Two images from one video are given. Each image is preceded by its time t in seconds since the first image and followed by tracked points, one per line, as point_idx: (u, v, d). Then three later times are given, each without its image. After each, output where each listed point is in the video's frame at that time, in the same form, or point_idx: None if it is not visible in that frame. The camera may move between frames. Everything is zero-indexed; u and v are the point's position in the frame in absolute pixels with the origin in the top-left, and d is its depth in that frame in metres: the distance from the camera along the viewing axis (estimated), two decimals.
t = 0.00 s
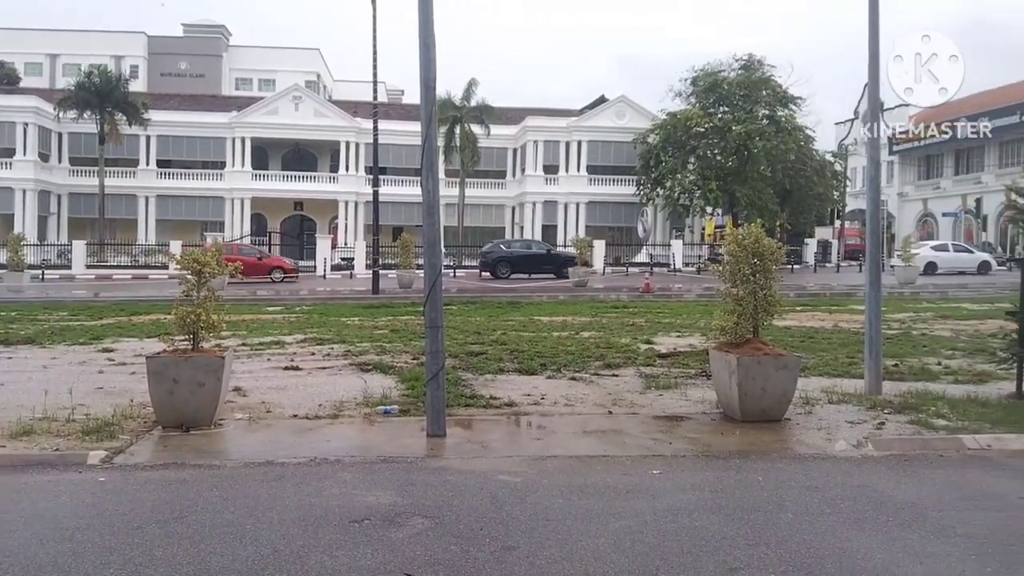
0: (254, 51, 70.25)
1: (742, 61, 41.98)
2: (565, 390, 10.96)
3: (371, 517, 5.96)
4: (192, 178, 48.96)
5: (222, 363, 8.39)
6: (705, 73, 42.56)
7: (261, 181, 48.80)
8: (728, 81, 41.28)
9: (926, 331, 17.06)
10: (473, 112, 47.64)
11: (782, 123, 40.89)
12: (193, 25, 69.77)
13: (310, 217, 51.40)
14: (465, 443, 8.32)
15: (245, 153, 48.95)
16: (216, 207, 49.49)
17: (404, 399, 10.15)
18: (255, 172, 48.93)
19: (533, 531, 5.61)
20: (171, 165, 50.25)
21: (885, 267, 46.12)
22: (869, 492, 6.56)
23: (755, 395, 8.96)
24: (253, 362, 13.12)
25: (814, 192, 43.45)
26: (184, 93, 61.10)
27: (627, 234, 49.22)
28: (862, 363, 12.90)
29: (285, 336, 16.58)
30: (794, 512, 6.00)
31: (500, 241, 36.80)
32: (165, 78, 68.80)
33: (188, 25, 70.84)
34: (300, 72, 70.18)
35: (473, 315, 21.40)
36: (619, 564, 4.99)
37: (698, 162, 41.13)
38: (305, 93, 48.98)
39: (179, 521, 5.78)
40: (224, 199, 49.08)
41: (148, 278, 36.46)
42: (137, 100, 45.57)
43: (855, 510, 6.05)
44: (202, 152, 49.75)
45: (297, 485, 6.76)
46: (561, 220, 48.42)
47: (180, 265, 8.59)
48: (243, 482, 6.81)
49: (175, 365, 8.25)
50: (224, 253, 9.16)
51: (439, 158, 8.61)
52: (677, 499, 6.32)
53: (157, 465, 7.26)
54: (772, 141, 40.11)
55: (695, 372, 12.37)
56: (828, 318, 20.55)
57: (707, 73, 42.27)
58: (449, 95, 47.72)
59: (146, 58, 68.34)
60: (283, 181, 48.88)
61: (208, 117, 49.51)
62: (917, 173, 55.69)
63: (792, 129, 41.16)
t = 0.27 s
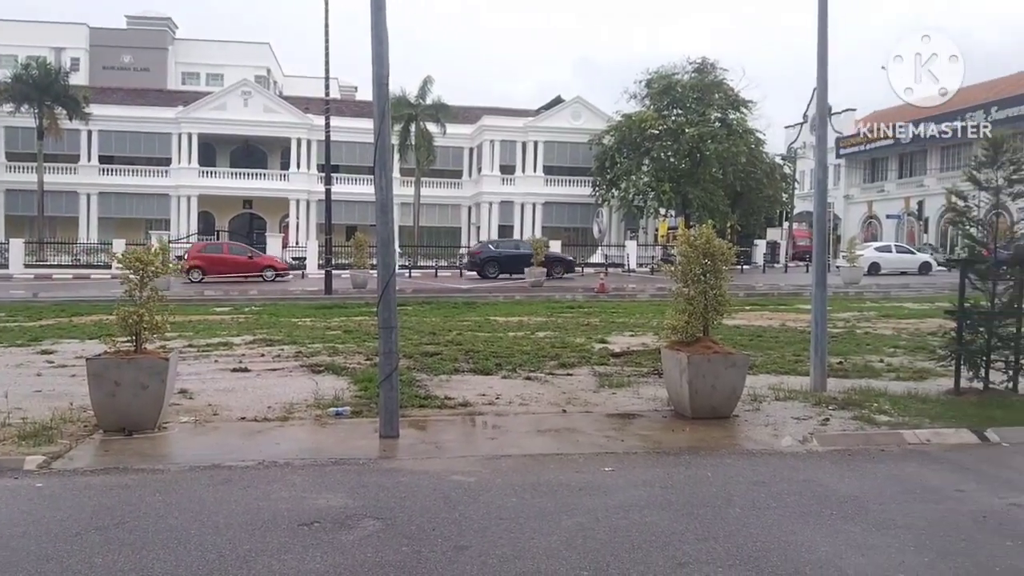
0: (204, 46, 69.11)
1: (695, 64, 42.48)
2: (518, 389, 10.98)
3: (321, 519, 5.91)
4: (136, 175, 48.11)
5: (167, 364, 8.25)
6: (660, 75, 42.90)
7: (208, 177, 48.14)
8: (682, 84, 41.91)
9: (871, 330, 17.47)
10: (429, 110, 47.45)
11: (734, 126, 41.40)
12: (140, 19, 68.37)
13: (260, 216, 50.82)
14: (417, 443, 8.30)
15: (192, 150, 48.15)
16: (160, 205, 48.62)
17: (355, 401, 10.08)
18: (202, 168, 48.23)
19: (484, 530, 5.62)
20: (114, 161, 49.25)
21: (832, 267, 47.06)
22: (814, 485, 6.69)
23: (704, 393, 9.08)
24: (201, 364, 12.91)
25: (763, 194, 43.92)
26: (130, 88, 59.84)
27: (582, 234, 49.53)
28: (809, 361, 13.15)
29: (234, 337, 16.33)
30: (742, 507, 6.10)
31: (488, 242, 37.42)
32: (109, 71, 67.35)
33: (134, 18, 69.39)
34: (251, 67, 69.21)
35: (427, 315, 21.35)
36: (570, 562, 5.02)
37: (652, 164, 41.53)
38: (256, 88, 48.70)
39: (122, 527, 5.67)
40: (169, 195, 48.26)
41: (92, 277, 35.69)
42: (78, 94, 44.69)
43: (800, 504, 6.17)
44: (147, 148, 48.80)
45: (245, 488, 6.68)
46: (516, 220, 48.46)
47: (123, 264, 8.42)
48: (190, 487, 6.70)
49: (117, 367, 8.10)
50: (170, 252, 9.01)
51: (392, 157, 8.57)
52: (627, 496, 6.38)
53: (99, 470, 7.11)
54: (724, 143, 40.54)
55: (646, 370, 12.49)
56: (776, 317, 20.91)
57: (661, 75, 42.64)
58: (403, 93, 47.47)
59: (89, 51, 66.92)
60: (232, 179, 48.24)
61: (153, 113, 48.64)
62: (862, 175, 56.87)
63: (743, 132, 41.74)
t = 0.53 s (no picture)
0: (141, 39, 67.47)
1: (638, 69, 42.95)
2: (460, 392, 10.91)
3: (253, 527, 5.77)
4: (67, 172, 46.64)
5: (94, 368, 7.99)
6: (603, 79, 43.34)
7: (144, 175, 47.08)
8: (625, 88, 42.30)
9: (807, 331, 17.82)
10: (373, 109, 47.07)
11: (675, 132, 41.92)
12: (74, 10, 66.48)
13: (199, 214, 49.91)
14: (355, 448, 8.17)
15: (128, 146, 46.96)
16: (94, 202, 47.27)
17: (293, 405, 9.90)
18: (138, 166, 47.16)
19: (422, 536, 5.54)
20: (45, 156, 47.65)
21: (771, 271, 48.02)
22: (750, 486, 6.76)
23: (644, 395, 9.13)
24: (132, 367, 12.55)
25: (704, 198, 44.05)
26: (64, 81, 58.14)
27: (527, 236, 49.75)
28: (747, 363, 13.36)
29: (169, 339, 15.93)
30: (679, 508, 6.14)
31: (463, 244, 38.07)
32: (41, 64, 65.32)
33: (68, 9, 67.42)
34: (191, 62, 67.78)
35: (370, 317, 21.13)
36: (507, 567, 4.98)
37: (597, 167, 41.94)
38: (194, 83, 47.57)
39: (42, 539, 5.45)
40: (103, 193, 46.95)
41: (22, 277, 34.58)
42: (7, 88, 42.74)
43: (736, 505, 6.23)
44: (79, 144, 47.33)
45: (174, 496, 6.49)
46: (462, 221, 48.35)
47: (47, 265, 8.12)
48: (117, 495, 6.49)
49: (41, 370, 7.81)
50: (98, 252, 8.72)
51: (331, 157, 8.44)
52: (566, 499, 6.36)
53: (20, 479, 6.84)
54: (666, 149, 41.10)
55: (589, 372, 12.54)
56: (716, 319, 21.21)
57: (605, 79, 43.22)
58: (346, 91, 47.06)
59: (18, 42, 64.92)
60: (170, 176, 47.32)
61: (87, 107, 47.21)
62: (798, 182, 58.09)
63: (684, 137, 42.23)
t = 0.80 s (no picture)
0: (60, 32, 65.05)
1: (569, 74, 43.28)
2: (384, 396, 10.70)
3: (159, 540, 5.48)
4: None
5: None
6: (535, 83, 43.74)
7: (63, 172, 45.29)
8: (556, 93, 42.72)
9: (731, 334, 18.12)
10: (301, 108, 46.33)
11: (606, 136, 42.29)
12: None
13: (119, 213, 48.26)
14: (274, 455, 7.89)
15: (44, 142, 45.08)
16: (8, 199, 45.21)
17: (210, 410, 9.54)
18: (56, 162, 45.31)
19: (338, 547, 5.34)
20: None
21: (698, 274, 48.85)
22: (674, 489, 6.75)
23: (570, 397, 9.09)
24: (40, 370, 11.96)
25: (634, 202, 44.29)
26: None
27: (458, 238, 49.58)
28: (672, 365, 13.47)
29: (82, 341, 15.27)
30: (602, 513, 6.07)
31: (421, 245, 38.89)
32: None
33: None
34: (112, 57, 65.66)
35: (296, 319, 20.68)
36: None
37: (528, 170, 41.88)
38: (117, 79, 46.15)
39: None
40: (20, 190, 44.97)
41: None
42: None
43: (659, 509, 6.19)
44: None
45: (77, 507, 6.14)
46: (392, 222, 47.84)
47: None
48: (12, 507, 6.10)
49: None
50: None
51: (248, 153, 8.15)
52: (489, 505, 6.23)
53: None
54: (596, 153, 41.42)
55: (516, 374, 12.46)
56: (644, 322, 21.41)
57: (536, 84, 43.48)
58: (274, 89, 46.28)
59: None
60: (89, 173, 45.69)
61: (3, 101, 45.23)
62: (724, 188, 59.25)
63: (614, 142, 42.58)
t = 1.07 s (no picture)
0: None
1: (500, 77, 43.30)
2: (307, 400, 10.43)
3: (58, 551, 5.17)
4: None
5: None
6: (467, 86, 43.71)
7: None
8: (488, 95, 42.65)
9: (658, 337, 18.29)
10: (226, 107, 45.43)
11: (537, 139, 42.40)
12: None
13: (35, 212, 46.38)
14: (188, 462, 7.59)
15: None
16: None
17: (123, 415, 9.14)
18: None
19: (249, 558, 5.12)
20: None
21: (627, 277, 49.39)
22: (597, 493, 6.71)
23: (496, 401, 8.99)
24: None
25: (564, 206, 44.59)
26: None
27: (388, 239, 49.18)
28: (600, 367, 13.50)
29: None
30: (524, 518, 5.98)
31: (379, 247, 39.01)
32: None
33: None
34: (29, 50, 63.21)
35: (218, 321, 20.10)
36: None
37: (459, 172, 41.65)
38: (35, 74, 44.65)
39: None
40: None
41: None
42: None
43: (582, 513, 6.13)
44: None
45: None
46: (320, 223, 47.13)
47: None
48: None
49: None
50: None
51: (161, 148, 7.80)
52: (409, 512, 6.09)
53: None
54: (527, 155, 41.32)
55: (443, 377, 12.31)
56: (573, 324, 21.49)
57: (468, 85, 43.42)
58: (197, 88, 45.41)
59: None
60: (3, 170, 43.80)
61: None
62: (654, 192, 60.07)
63: (545, 145, 42.70)
